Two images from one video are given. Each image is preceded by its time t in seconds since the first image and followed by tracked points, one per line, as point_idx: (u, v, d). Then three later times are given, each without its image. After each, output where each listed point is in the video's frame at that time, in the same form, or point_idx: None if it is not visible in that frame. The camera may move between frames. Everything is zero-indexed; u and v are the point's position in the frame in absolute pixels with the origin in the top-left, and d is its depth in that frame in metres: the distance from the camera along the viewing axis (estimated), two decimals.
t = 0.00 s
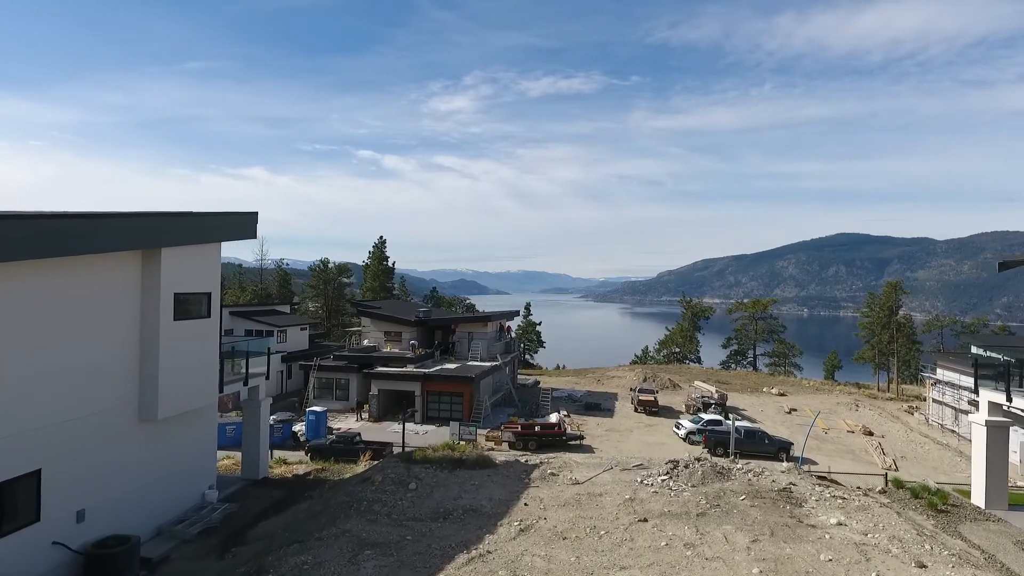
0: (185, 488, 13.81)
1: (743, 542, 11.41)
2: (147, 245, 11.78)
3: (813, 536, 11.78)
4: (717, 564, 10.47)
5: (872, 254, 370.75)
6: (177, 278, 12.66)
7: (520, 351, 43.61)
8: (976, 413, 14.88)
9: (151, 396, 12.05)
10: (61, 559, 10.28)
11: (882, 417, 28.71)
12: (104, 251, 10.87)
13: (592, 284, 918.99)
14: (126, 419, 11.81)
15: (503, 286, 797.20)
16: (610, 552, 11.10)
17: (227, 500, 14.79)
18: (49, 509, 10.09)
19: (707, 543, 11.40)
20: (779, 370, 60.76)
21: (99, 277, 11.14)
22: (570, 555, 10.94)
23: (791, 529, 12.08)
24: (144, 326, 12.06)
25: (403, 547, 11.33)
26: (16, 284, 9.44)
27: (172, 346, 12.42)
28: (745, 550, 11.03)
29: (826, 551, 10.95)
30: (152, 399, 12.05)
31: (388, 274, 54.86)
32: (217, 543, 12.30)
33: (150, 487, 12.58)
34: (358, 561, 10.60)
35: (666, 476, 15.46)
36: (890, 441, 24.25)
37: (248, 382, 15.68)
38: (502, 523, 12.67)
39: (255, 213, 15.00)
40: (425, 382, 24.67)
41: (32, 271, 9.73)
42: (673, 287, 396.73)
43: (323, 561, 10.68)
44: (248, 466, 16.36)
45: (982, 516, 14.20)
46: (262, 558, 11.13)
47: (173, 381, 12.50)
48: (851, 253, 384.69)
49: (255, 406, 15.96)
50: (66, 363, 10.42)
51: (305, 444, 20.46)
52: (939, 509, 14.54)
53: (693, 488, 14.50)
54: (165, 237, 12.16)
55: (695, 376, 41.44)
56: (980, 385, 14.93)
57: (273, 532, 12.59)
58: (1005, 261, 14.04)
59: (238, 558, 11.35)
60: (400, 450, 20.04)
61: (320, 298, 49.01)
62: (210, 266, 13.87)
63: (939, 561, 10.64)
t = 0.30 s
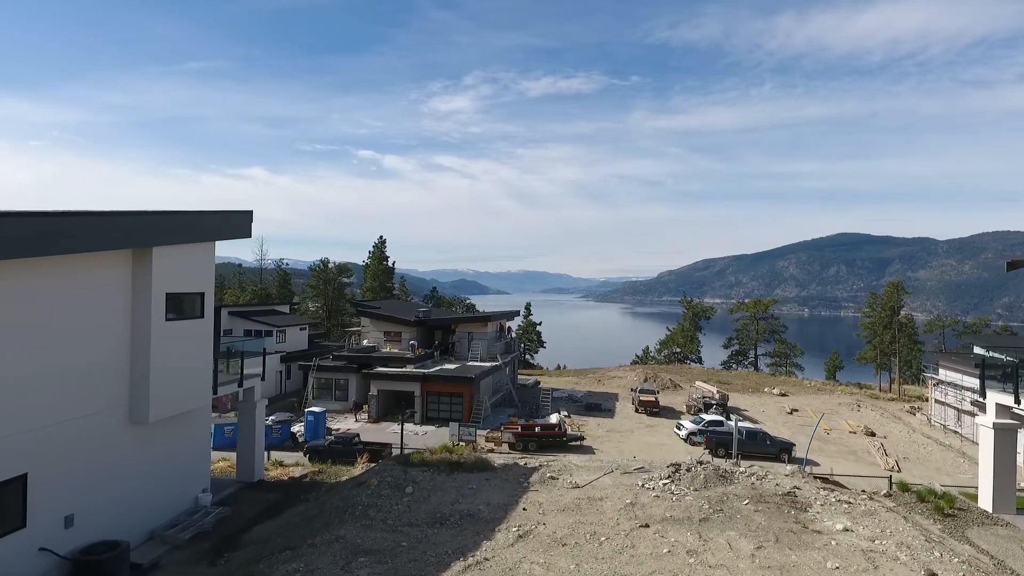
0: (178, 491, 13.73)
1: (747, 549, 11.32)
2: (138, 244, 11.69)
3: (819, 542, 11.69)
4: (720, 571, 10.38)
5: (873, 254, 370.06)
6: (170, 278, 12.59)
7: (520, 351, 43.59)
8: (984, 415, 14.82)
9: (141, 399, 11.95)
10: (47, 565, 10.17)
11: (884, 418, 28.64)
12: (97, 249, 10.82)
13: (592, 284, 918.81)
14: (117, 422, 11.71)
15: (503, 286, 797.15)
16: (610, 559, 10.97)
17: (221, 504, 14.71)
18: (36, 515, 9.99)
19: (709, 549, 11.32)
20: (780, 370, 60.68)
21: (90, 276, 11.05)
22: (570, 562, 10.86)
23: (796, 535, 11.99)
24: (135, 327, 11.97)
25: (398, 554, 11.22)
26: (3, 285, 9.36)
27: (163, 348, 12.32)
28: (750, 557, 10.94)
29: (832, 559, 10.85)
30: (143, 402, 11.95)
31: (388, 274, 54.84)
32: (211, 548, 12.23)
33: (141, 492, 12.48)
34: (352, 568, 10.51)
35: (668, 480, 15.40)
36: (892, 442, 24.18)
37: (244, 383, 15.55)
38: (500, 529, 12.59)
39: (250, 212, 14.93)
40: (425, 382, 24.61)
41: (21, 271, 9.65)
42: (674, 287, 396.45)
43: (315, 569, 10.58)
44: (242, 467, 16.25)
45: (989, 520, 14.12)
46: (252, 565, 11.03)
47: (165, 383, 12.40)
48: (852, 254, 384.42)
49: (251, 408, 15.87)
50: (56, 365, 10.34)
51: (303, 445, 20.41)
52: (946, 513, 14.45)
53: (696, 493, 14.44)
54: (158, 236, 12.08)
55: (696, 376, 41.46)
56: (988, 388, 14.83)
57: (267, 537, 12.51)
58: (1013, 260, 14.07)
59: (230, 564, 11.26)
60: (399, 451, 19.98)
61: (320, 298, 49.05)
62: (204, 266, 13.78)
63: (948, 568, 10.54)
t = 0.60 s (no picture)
0: (168, 495, 13.63)
1: (751, 556, 11.22)
2: (128, 243, 11.61)
3: (825, 549, 11.58)
4: None
5: (875, 254, 369.39)
6: (161, 278, 12.52)
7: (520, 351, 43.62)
8: (991, 418, 14.75)
9: (130, 402, 11.86)
10: (33, 571, 10.07)
11: (887, 419, 28.52)
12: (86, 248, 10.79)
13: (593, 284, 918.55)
14: (105, 426, 11.61)
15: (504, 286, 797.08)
16: (610, 566, 10.85)
17: (213, 508, 14.63)
18: (20, 520, 9.89)
19: (712, 556, 11.23)
20: (782, 371, 60.51)
21: (79, 276, 10.98)
22: (569, 569, 10.76)
23: (801, 542, 11.88)
24: (124, 329, 11.87)
25: (391, 562, 11.11)
26: None
27: (153, 350, 12.22)
28: (753, 565, 10.83)
29: (838, 566, 10.74)
30: (132, 405, 11.85)
31: (388, 274, 54.81)
32: (203, 553, 12.16)
33: (130, 496, 12.37)
34: None
35: (669, 483, 15.33)
36: (895, 443, 24.08)
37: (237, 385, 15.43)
38: (497, 535, 12.49)
39: (244, 210, 14.88)
40: (424, 383, 24.54)
41: (6, 271, 9.59)
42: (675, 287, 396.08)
43: None
44: (237, 470, 16.20)
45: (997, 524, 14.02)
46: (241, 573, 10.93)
47: (154, 386, 12.30)
48: (854, 254, 383.86)
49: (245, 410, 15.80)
50: (45, 367, 10.30)
51: (301, 447, 20.36)
52: (954, 518, 14.34)
53: (698, 497, 14.37)
54: (148, 235, 12.00)
55: (697, 377, 41.67)
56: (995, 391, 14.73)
57: (259, 543, 12.43)
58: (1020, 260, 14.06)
59: (220, 570, 11.18)
60: (397, 453, 19.93)
61: (321, 298, 49.10)
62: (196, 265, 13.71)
63: None
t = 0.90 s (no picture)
0: (160, 498, 13.54)
1: (754, 563, 11.12)
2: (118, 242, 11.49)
3: (831, 556, 11.49)
4: None
5: (876, 254, 368.94)
6: (152, 278, 12.43)
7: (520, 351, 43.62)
8: (998, 421, 14.68)
9: (121, 404, 11.77)
10: None
11: (889, 420, 28.42)
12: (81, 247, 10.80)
13: (593, 284, 918.42)
14: (94, 429, 11.52)
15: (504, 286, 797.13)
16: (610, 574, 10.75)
17: (207, 512, 14.58)
18: (6, 524, 9.79)
19: (715, 563, 11.13)
20: (783, 370, 60.39)
21: (68, 275, 10.90)
22: None
23: (806, 549, 11.79)
24: (114, 329, 11.78)
25: (385, 569, 10.99)
26: None
27: (144, 351, 12.12)
28: (757, 572, 10.72)
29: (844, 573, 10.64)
30: (123, 408, 11.77)
31: (388, 274, 54.73)
32: (194, 558, 12.10)
33: (120, 498, 12.30)
34: None
35: (670, 487, 15.28)
36: (897, 444, 24.01)
37: (231, 387, 15.27)
38: (494, 541, 12.42)
39: (238, 208, 14.80)
40: (423, 384, 24.46)
41: None
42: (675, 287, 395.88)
43: None
44: (232, 471, 16.14)
45: (1004, 529, 13.97)
46: None
47: (145, 387, 12.20)
48: (855, 254, 383.43)
49: (240, 412, 15.73)
50: (29, 369, 10.14)
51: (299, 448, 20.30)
52: (960, 522, 14.29)
53: (700, 501, 14.33)
54: (139, 234, 11.88)
55: (698, 377, 41.72)
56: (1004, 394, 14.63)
57: (250, 548, 12.37)
58: None
59: None
60: (395, 455, 19.88)
61: (320, 298, 49.08)
62: (190, 265, 13.62)
63: None
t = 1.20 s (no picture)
0: (151, 500, 13.48)
1: (758, 570, 11.03)
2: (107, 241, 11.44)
3: (837, 563, 11.40)
4: None
5: (877, 254, 368.50)
6: (142, 278, 12.38)
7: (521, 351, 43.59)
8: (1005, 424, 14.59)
9: (109, 407, 11.69)
10: None
11: (891, 420, 28.32)
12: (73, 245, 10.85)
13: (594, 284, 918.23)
14: (82, 432, 11.44)
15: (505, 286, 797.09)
16: None
17: (199, 516, 14.54)
18: None
19: (718, 570, 11.04)
20: (785, 370, 60.27)
21: (56, 275, 10.85)
22: None
23: (811, 555, 11.71)
24: (102, 330, 11.72)
25: None
26: None
27: (132, 353, 12.05)
28: None
29: None
30: (111, 411, 11.69)
31: (388, 274, 54.69)
32: (185, 564, 12.05)
33: (109, 502, 12.25)
34: None
35: (671, 491, 15.22)
36: (900, 445, 23.91)
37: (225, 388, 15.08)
38: (491, 548, 12.35)
39: (230, 206, 14.75)
40: (422, 384, 24.38)
41: None
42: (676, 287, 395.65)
43: None
44: (225, 474, 16.08)
45: (1011, 535, 13.90)
46: None
47: (134, 389, 12.12)
48: (857, 253, 382.69)
49: (235, 413, 15.69)
50: (15, 371, 10.08)
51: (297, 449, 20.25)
52: (969, 528, 14.27)
53: (702, 506, 14.26)
54: (129, 232, 11.83)
55: (699, 377, 41.73)
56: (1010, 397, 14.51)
57: (241, 553, 12.31)
58: None
59: None
60: (395, 457, 19.83)
61: (320, 298, 49.05)
62: (180, 265, 13.57)
63: None
